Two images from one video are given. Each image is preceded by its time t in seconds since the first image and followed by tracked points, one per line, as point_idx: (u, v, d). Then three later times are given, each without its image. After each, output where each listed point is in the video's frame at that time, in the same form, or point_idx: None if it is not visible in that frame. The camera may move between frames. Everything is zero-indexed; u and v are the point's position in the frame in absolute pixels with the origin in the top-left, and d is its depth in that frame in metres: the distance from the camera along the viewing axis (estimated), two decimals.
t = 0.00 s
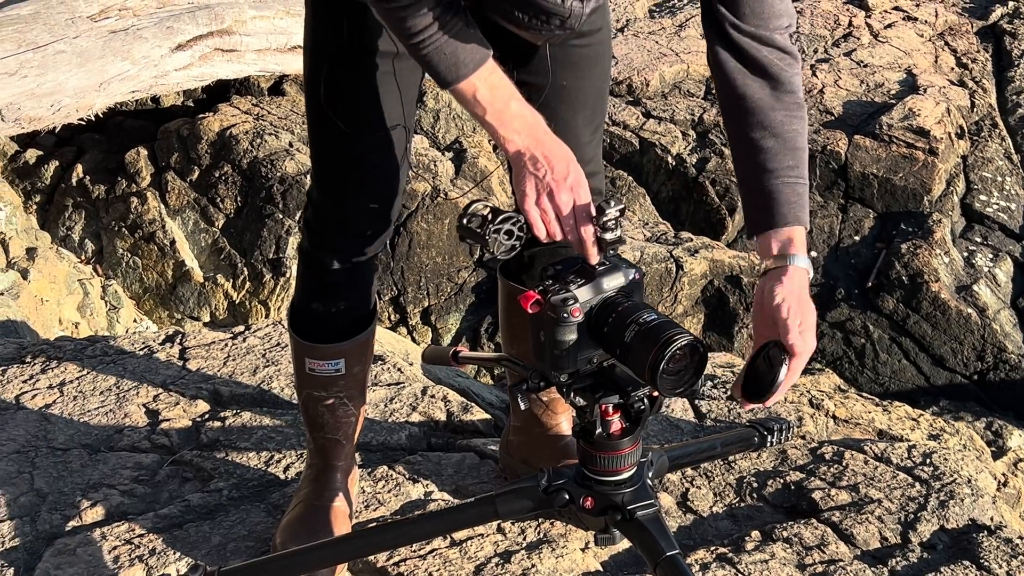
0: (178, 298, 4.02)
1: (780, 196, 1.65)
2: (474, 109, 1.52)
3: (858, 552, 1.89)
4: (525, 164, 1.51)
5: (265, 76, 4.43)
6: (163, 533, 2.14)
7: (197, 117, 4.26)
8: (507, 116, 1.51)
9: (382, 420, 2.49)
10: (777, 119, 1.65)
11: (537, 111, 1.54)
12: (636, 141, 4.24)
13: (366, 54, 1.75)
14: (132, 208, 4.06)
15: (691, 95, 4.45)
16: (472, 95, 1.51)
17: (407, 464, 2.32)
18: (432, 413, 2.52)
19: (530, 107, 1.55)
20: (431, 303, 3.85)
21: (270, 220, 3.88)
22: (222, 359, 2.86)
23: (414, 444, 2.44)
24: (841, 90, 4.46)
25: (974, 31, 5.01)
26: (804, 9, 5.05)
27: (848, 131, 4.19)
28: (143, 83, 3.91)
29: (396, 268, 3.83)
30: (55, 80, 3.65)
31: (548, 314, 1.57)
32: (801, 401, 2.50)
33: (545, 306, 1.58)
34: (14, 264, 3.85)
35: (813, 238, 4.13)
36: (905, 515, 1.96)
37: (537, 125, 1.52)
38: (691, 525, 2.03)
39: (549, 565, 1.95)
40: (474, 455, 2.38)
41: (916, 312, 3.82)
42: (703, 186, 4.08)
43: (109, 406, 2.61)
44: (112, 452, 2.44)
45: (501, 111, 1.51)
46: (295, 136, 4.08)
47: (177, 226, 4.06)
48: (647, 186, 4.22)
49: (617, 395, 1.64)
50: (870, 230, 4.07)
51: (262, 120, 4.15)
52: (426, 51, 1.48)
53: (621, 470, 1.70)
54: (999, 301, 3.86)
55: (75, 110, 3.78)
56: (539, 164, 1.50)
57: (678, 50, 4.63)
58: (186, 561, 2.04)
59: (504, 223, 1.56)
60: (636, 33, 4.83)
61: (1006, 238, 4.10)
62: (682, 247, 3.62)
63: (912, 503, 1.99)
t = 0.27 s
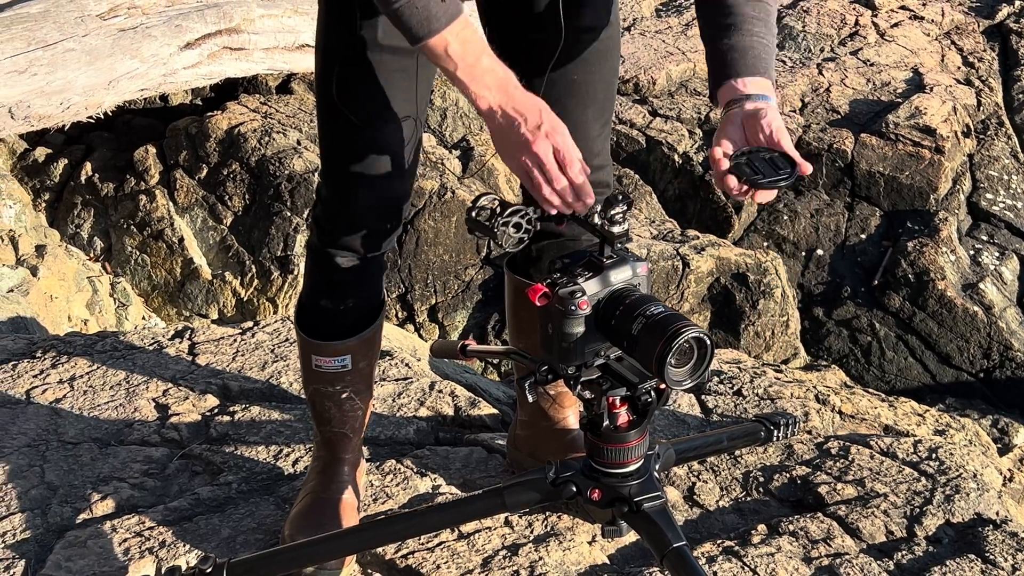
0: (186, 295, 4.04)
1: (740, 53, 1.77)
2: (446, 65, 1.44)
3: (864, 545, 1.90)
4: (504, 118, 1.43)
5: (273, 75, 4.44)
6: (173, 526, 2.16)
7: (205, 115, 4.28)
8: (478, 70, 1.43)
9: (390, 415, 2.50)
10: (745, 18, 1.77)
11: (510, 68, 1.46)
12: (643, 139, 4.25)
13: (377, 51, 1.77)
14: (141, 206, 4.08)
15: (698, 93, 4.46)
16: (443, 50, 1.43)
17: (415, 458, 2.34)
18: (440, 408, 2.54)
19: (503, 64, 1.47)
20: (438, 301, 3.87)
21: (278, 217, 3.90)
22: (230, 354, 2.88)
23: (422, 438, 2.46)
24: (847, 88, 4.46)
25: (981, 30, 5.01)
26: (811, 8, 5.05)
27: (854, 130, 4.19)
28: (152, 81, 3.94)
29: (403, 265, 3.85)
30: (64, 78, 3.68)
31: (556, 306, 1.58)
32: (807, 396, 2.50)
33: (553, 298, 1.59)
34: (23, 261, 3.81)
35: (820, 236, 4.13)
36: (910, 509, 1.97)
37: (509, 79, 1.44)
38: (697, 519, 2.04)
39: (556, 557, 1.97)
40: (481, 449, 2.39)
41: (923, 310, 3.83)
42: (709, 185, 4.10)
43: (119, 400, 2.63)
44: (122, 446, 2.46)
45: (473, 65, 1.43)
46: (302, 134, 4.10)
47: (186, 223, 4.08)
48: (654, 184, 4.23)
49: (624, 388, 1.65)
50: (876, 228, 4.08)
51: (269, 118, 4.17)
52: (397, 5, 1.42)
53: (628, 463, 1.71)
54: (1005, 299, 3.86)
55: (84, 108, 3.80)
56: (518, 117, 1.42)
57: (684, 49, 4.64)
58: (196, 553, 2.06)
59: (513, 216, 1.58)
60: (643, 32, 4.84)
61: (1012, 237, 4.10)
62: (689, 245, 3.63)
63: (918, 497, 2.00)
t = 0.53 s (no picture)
0: (193, 294, 4.05)
1: None
2: None
3: (869, 542, 1.90)
4: (396, 7, 1.32)
5: (280, 74, 4.46)
6: (180, 522, 2.17)
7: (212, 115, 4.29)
8: None
9: (396, 412, 2.52)
10: None
11: None
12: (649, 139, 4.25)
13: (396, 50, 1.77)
14: (148, 205, 4.10)
15: (704, 93, 4.46)
16: None
17: (422, 455, 2.34)
18: (447, 406, 2.55)
19: None
20: (444, 299, 3.87)
21: (285, 216, 3.92)
22: (238, 352, 2.89)
23: (428, 435, 2.47)
24: (853, 88, 4.45)
25: (987, 29, 5.01)
26: (817, 8, 5.05)
27: (860, 129, 4.19)
28: (160, 80, 3.94)
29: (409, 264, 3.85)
30: (72, 77, 3.70)
31: (561, 304, 1.59)
32: (813, 394, 2.51)
33: (559, 296, 1.60)
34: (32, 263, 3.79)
35: (826, 235, 4.13)
36: (915, 506, 1.98)
37: None
38: (703, 516, 2.04)
39: (562, 554, 1.97)
40: (487, 446, 2.40)
41: (929, 310, 3.83)
42: (716, 184, 4.11)
43: (127, 398, 2.65)
44: (130, 443, 2.47)
45: None
46: (309, 133, 4.11)
47: (193, 222, 4.10)
48: (660, 183, 4.23)
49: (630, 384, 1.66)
50: (882, 228, 4.08)
51: (277, 117, 4.18)
52: None
53: (633, 459, 1.72)
54: (1011, 299, 3.86)
55: (92, 108, 3.81)
56: (409, 10, 1.31)
57: (690, 49, 4.64)
58: (204, 549, 2.07)
59: (519, 213, 1.58)
60: (649, 31, 4.84)
61: (1018, 237, 4.10)
62: (694, 244, 3.63)
63: (923, 495, 2.01)
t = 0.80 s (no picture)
0: (199, 293, 4.07)
1: None
2: None
3: (872, 539, 1.91)
4: None
5: (286, 73, 4.47)
6: (186, 518, 2.18)
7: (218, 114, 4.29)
8: None
9: (401, 410, 2.53)
10: None
11: None
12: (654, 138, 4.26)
13: (383, 38, 1.71)
14: (154, 203, 4.11)
15: (709, 93, 4.46)
16: None
17: (427, 452, 2.35)
18: (451, 403, 2.56)
19: None
20: (450, 298, 3.87)
21: (290, 215, 3.93)
22: (243, 349, 2.90)
23: (433, 433, 2.48)
24: (858, 87, 4.45)
25: (992, 29, 5.00)
26: (821, 8, 5.04)
27: (865, 129, 4.19)
28: (166, 80, 3.96)
29: (414, 263, 3.86)
30: (78, 76, 3.72)
31: (566, 300, 1.60)
32: (817, 392, 2.51)
33: (563, 293, 1.61)
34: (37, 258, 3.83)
35: (831, 235, 4.13)
36: (918, 503, 1.99)
37: None
38: (706, 513, 2.05)
39: (566, 550, 1.98)
40: (491, 444, 2.41)
41: (933, 309, 3.83)
42: (720, 183, 4.11)
43: (133, 395, 2.66)
44: (136, 440, 2.49)
45: None
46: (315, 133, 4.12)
47: (199, 221, 4.12)
48: (665, 183, 4.23)
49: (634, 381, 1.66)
50: (887, 227, 4.08)
51: (282, 116, 4.19)
52: None
53: (637, 455, 1.72)
54: (1016, 298, 3.86)
55: (98, 107, 3.84)
56: None
57: (695, 48, 4.64)
58: (210, 545, 2.08)
59: (523, 210, 1.59)
60: (654, 31, 4.84)
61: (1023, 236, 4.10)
62: (699, 243, 3.63)
63: (926, 492, 2.02)
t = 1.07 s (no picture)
0: (203, 291, 4.08)
1: None
2: None
3: (874, 536, 1.91)
4: None
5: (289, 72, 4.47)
6: (189, 514, 2.18)
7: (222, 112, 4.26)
8: None
9: (403, 407, 2.53)
10: None
11: None
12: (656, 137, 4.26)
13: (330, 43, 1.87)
14: (158, 202, 4.12)
15: (712, 92, 4.45)
16: None
17: (429, 450, 2.36)
18: (454, 401, 2.56)
19: None
20: (452, 297, 3.85)
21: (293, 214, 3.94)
22: (246, 347, 2.91)
23: (435, 430, 2.48)
24: (861, 86, 4.44)
25: (995, 28, 4.99)
26: (824, 7, 5.04)
27: (869, 128, 4.19)
28: (169, 78, 4.00)
29: (417, 262, 3.85)
30: (82, 75, 3.73)
31: (567, 296, 1.60)
32: (819, 390, 2.51)
33: (564, 288, 1.61)
34: (41, 257, 3.87)
35: (834, 233, 4.12)
36: (920, 501, 1.99)
37: None
38: (708, 510, 2.05)
39: (567, 547, 1.98)
40: (493, 441, 2.41)
41: (936, 308, 3.83)
42: (723, 182, 4.11)
43: (136, 392, 2.67)
44: (139, 437, 2.49)
45: None
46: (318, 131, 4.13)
47: (202, 220, 4.12)
48: (668, 182, 4.23)
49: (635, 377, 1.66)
50: (890, 226, 4.07)
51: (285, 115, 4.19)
52: None
53: (638, 452, 1.72)
54: (1019, 297, 3.86)
55: (102, 105, 3.89)
56: None
57: (698, 47, 4.63)
58: (213, 541, 2.08)
59: (523, 206, 1.59)
60: (657, 30, 4.84)
61: None
62: (702, 242, 3.63)
63: (928, 490, 2.02)
